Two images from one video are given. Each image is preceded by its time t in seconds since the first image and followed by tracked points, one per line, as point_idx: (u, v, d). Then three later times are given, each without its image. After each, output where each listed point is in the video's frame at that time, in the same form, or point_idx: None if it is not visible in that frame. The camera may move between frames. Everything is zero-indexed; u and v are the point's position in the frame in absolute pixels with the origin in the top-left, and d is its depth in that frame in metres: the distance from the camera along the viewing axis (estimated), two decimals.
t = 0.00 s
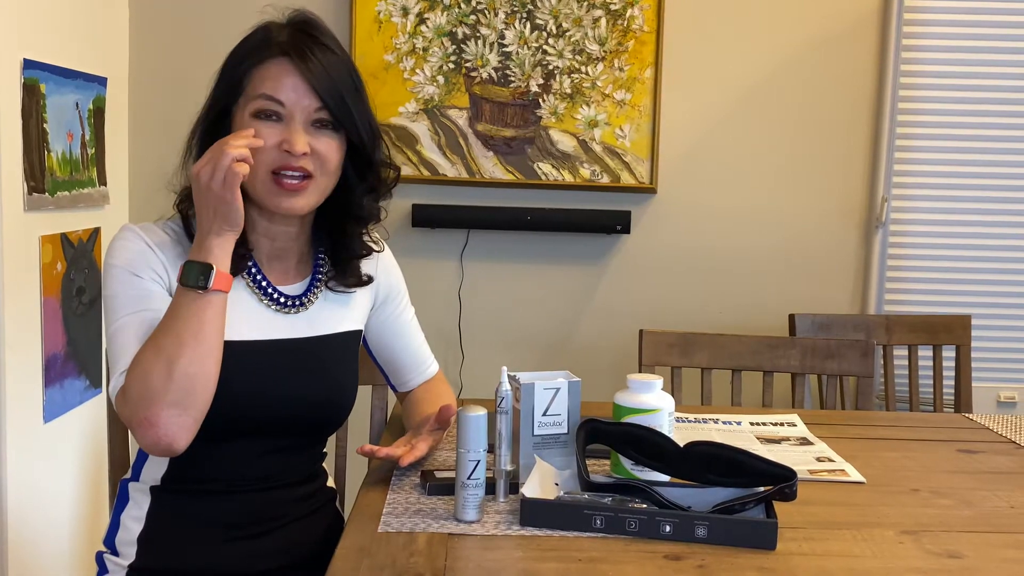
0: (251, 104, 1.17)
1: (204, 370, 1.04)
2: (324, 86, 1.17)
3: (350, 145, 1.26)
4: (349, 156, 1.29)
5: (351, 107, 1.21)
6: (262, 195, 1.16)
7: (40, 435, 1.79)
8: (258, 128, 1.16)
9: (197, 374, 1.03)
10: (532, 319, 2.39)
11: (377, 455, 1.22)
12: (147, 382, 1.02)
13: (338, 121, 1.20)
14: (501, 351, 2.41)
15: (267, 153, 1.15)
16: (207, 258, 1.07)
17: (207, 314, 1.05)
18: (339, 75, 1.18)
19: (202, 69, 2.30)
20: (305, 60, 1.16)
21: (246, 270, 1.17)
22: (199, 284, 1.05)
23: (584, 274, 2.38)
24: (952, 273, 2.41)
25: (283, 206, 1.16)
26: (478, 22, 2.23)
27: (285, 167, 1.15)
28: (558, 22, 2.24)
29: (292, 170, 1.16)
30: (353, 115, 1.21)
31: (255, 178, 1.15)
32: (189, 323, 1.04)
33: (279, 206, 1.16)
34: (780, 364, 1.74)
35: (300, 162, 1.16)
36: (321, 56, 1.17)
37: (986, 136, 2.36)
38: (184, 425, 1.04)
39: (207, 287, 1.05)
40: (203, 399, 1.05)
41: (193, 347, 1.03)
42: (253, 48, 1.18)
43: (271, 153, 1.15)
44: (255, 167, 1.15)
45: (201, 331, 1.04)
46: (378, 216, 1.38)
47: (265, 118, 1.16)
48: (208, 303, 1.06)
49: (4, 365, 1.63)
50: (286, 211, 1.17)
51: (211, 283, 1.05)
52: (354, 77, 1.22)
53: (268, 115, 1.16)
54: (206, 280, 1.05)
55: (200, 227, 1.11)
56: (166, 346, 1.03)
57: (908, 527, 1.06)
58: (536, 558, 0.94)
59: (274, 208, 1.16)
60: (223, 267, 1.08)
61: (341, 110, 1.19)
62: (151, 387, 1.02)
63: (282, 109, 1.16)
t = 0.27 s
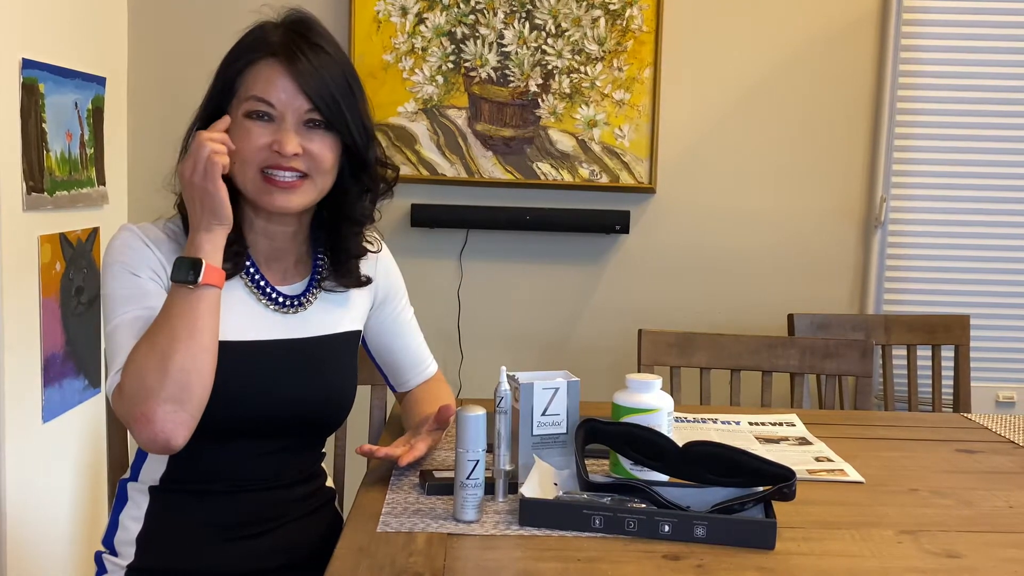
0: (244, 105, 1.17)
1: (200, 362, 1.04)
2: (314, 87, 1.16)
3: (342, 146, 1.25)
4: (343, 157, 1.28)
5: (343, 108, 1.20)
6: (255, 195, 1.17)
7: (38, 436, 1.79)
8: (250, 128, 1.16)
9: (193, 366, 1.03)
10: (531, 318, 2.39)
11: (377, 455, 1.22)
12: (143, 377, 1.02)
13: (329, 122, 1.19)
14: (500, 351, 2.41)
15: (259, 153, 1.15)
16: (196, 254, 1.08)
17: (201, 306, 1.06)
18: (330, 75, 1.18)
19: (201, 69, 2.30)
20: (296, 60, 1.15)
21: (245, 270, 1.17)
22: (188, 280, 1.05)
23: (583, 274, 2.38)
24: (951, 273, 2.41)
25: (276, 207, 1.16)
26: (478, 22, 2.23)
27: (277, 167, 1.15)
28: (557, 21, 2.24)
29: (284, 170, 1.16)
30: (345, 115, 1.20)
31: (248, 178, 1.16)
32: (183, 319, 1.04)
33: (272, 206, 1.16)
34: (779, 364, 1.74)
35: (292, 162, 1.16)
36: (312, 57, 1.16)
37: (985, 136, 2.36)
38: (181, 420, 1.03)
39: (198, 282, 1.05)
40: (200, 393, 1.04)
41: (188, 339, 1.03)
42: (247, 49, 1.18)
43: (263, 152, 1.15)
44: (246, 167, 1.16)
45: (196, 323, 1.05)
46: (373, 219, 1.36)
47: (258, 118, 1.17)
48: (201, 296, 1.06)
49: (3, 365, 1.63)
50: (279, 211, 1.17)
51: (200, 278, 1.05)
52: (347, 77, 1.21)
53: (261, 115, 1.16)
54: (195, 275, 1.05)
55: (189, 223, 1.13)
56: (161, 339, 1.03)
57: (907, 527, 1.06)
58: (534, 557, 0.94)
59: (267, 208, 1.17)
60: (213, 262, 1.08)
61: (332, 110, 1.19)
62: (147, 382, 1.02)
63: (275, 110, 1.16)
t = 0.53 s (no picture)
0: (239, 105, 1.17)
1: (197, 361, 1.04)
2: (309, 87, 1.16)
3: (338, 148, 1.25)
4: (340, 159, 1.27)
5: (338, 109, 1.20)
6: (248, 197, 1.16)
7: (37, 435, 1.79)
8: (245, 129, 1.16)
9: (190, 364, 1.03)
10: (530, 318, 2.39)
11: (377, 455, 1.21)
12: (140, 375, 1.02)
13: (324, 123, 1.19)
14: (499, 351, 2.41)
15: (252, 155, 1.15)
16: (199, 254, 1.08)
17: (199, 306, 1.06)
18: (325, 75, 1.17)
19: (200, 69, 2.30)
20: (290, 61, 1.15)
21: (242, 270, 1.17)
22: (187, 280, 1.05)
23: (582, 274, 2.38)
24: (950, 273, 2.41)
25: (268, 208, 1.16)
26: (477, 22, 2.23)
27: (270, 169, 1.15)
28: (557, 21, 2.23)
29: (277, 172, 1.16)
30: (340, 116, 1.20)
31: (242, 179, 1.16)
32: (181, 317, 1.04)
33: (264, 207, 1.16)
34: (778, 364, 1.74)
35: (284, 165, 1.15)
36: (307, 58, 1.16)
37: (984, 136, 2.36)
38: (178, 418, 1.03)
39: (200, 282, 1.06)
40: (197, 392, 1.04)
41: (186, 337, 1.03)
42: (242, 50, 1.18)
43: (257, 154, 1.15)
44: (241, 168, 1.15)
45: (193, 323, 1.05)
46: (371, 220, 1.35)
47: (253, 119, 1.16)
48: (198, 297, 1.06)
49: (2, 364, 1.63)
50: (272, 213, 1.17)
51: (200, 278, 1.05)
52: (343, 78, 1.20)
53: (256, 116, 1.16)
54: (195, 275, 1.05)
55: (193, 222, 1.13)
56: (159, 339, 1.03)
57: (906, 527, 1.06)
58: (533, 557, 0.94)
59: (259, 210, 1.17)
60: (214, 263, 1.08)
61: (327, 112, 1.18)
62: (144, 379, 1.02)
63: (269, 111, 1.16)
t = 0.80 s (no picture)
0: (240, 109, 1.17)
1: (188, 380, 1.04)
2: (310, 91, 1.16)
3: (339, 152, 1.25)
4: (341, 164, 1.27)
5: (339, 112, 1.20)
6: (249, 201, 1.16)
7: (37, 435, 1.79)
8: (246, 132, 1.16)
9: (181, 384, 1.03)
10: (529, 318, 2.39)
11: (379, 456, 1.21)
12: (132, 393, 1.03)
13: (325, 127, 1.19)
14: (499, 351, 2.41)
15: (253, 158, 1.14)
16: (187, 270, 1.07)
17: (189, 324, 1.05)
18: (326, 79, 1.17)
19: (199, 69, 2.30)
20: (292, 64, 1.15)
21: (241, 271, 1.18)
22: (176, 295, 1.05)
23: (582, 274, 2.38)
24: (950, 273, 2.41)
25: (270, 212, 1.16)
26: (477, 21, 2.23)
27: (271, 173, 1.15)
28: (556, 21, 2.23)
29: (277, 176, 1.15)
30: (341, 120, 1.20)
31: (243, 183, 1.16)
32: (172, 335, 1.04)
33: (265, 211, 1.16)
34: (777, 364, 1.74)
35: (285, 168, 1.15)
36: (309, 61, 1.16)
37: (983, 135, 2.36)
38: (169, 436, 1.04)
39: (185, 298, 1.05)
40: (189, 410, 1.05)
41: (176, 357, 1.03)
42: (244, 53, 1.19)
43: (258, 157, 1.15)
44: (242, 172, 1.15)
45: (185, 341, 1.04)
46: (371, 225, 1.34)
47: (253, 123, 1.16)
48: (190, 313, 1.05)
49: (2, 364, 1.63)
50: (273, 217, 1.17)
51: (188, 293, 1.05)
52: (345, 81, 1.20)
53: (257, 120, 1.16)
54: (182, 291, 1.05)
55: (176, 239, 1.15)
56: (150, 357, 1.03)
57: (906, 526, 1.06)
58: (532, 557, 0.94)
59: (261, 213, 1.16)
60: (203, 278, 1.08)
61: (328, 116, 1.18)
62: (136, 398, 1.02)
63: (270, 114, 1.16)
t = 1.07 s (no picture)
0: (240, 111, 1.17)
1: (186, 390, 1.04)
2: (311, 93, 1.16)
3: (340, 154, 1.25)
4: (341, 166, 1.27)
5: (340, 114, 1.20)
6: (249, 203, 1.16)
7: (37, 434, 1.79)
8: (246, 135, 1.16)
9: (178, 393, 1.03)
10: (529, 318, 2.39)
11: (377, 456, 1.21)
12: (129, 402, 1.03)
13: (326, 130, 1.19)
14: (499, 351, 2.41)
15: (253, 161, 1.15)
16: (186, 279, 1.07)
17: (186, 333, 1.05)
18: (327, 81, 1.17)
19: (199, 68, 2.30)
20: (292, 66, 1.15)
21: (241, 272, 1.18)
22: (174, 304, 1.04)
23: (581, 273, 2.38)
24: (949, 272, 2.41)
25: (269, 215, 1.16)
26: (477, 21, 2.23)
27: (271, 175, 1.15)
28: (556, 20, 2.23)
29: (277, 179, 1.15)
30: (342, 122, 1.20)
31: (242, 186, 1.16)
32: (169, 344, 1.04)
33: (264, 214, 1.16)
34: (777, 364, 1.74)
35: (285, 171, 1.15)
36: (310, 62, 1.16)
37: (983, 135, 2.36)
38: (166, 443, 1.04)
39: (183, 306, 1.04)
40: (186, 419, 1.05)
41: (172, 367, 1.03)
42: (245, 54, 1.18)
43: (257, 160, 1.15)
44: (242, 175, 1.15)
45: (182, 351, 1.04)
46: (371, 226, 1.35)
47: (253, 125, 1.16)
48: (187, 323, 1.05)
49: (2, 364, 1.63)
50: (272, 219, 1.17)
51: (186, 301, 1.04)
52: (345, 84, 1.20)
53: (257, 122, 1.16)
54: (181, 300, 1.04)
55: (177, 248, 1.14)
56: (147, 367, 1.03)
57: (906, 526, 1.06)
58: (531, 556, 0.94)
59: (260, 216, 1.16)
60: (201, 286, 1.07)
61: (328, 117, 1.18)
62: (133, 406, 1.03)
63: (270, 117, 1.16)
